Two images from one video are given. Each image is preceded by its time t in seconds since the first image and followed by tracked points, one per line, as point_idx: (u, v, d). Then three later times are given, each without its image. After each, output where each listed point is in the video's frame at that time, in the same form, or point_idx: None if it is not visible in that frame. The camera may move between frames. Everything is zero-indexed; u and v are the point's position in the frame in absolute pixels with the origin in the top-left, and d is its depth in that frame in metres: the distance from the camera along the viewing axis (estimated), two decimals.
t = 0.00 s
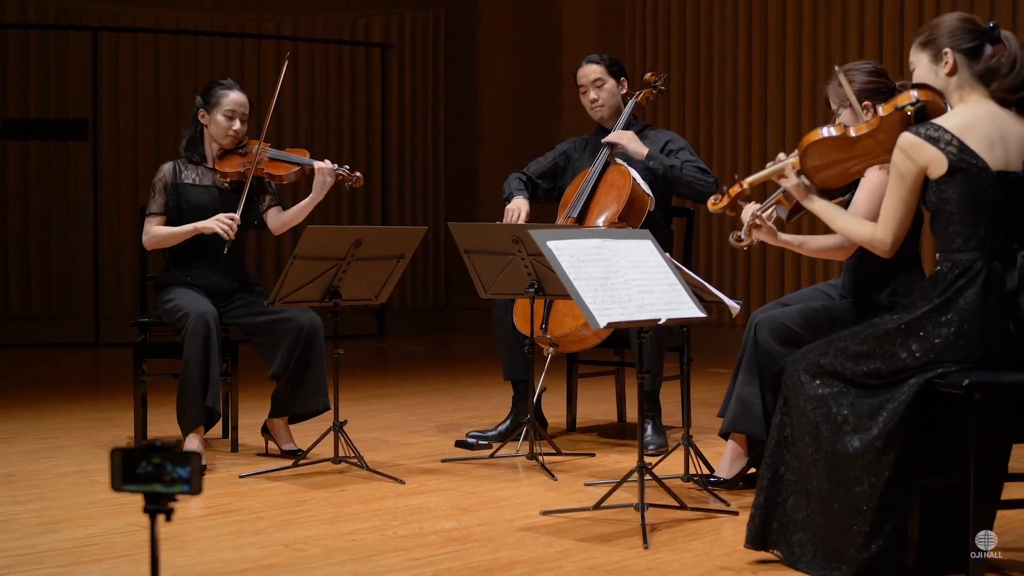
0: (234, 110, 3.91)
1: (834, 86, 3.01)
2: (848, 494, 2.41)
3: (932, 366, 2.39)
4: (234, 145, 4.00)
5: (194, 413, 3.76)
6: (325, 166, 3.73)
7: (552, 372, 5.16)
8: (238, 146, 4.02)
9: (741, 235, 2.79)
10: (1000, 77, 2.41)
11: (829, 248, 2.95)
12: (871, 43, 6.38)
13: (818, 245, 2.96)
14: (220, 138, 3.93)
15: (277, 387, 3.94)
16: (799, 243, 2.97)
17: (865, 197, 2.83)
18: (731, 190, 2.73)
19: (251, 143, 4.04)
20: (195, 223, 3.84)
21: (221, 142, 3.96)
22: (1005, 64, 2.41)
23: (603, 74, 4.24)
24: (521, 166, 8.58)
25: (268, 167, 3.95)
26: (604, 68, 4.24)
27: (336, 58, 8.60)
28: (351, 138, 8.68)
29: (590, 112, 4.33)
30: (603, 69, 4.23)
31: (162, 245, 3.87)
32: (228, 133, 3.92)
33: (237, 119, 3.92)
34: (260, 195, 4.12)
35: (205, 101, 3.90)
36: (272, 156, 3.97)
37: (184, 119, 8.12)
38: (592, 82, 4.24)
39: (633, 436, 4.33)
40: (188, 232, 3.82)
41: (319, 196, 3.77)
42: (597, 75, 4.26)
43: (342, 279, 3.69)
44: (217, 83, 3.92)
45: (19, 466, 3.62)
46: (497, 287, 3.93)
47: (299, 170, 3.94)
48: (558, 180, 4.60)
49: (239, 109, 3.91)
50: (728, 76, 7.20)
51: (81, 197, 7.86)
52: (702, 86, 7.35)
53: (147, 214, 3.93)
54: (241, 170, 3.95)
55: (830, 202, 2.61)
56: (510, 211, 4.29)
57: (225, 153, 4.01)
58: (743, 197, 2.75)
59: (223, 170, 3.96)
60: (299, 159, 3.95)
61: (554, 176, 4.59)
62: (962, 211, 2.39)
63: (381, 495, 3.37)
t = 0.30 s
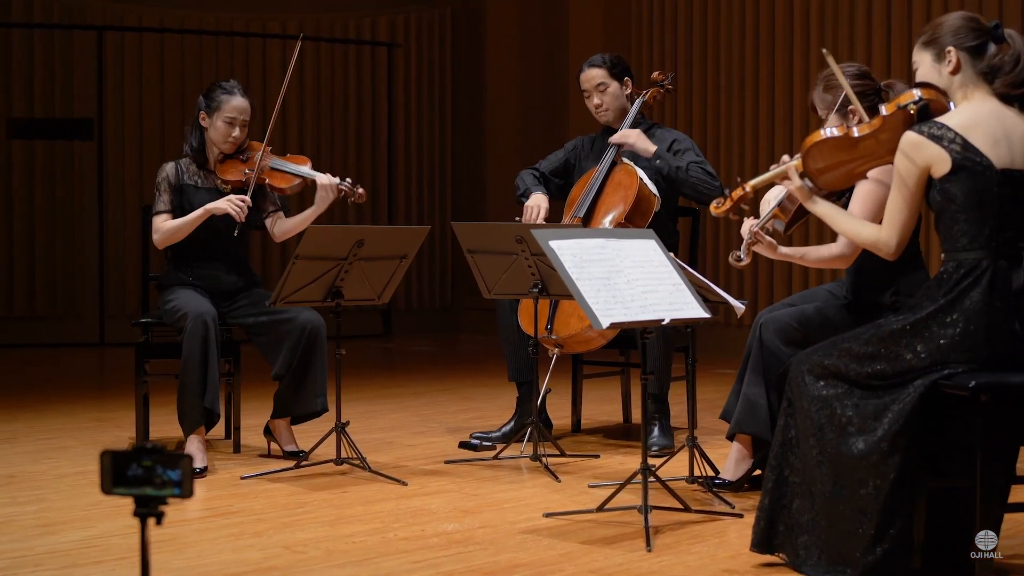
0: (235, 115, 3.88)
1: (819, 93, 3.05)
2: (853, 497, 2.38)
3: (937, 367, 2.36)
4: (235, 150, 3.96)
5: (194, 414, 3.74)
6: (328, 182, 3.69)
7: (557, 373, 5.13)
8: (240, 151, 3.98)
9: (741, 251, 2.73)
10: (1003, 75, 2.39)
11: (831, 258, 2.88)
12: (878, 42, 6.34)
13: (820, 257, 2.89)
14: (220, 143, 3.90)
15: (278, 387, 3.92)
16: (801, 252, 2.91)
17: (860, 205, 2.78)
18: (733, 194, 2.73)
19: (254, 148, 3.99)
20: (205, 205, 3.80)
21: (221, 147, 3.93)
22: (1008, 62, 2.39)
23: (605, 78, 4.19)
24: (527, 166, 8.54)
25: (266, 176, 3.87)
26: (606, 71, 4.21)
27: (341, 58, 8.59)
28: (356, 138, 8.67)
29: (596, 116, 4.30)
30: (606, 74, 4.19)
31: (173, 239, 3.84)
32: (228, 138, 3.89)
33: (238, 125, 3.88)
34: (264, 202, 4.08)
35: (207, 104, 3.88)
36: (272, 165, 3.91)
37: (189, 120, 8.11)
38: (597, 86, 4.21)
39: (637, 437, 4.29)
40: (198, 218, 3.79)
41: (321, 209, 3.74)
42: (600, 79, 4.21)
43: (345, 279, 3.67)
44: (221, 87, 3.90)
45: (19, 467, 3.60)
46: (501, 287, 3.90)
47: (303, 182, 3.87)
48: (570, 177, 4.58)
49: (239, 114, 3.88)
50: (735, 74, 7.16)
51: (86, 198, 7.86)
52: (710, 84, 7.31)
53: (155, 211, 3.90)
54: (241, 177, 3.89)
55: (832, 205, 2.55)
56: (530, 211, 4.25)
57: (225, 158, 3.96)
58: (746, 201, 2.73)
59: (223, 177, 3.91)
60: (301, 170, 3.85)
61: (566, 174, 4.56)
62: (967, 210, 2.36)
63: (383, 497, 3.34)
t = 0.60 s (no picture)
0: (245, 138, 3.78)
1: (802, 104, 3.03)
2: (859, 500, 2.34)
3: (944, 368, 2.33)
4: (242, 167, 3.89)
5: (198, 413, 3.70)
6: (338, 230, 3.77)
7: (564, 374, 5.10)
8: (248, 167, 3.91)
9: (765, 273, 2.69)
10: (1009, 74, 2.34)
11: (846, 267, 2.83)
12: (888, 39, 6.29)
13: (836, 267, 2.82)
14: (228, 161, 3.84)
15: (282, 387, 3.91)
16: (817, 265, 2.82)
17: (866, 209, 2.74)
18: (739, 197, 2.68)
19: (263, 166, 3.91)
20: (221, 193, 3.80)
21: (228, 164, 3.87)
22: (1015, 61, 2.34)
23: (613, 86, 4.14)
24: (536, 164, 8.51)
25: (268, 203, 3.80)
26: (616, 79, 4.14)
27: (349, 56, 8.58)
28: (364, 137, 8.65)
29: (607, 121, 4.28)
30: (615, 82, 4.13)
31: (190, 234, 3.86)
32: (235, 159, 3.82)
33: (246, 149, 3.80)
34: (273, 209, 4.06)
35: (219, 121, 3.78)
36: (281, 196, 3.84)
37: (197, 119, 8.11)
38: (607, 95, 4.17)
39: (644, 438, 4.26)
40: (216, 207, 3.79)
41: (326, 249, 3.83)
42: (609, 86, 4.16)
43: (348, 279, 3.64)
44: (234, 106, 3.78)
45: (21, 468, 3.59)
46: (506, 287, 3.87)
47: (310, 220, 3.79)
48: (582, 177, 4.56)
49: (249, 138, 3.78)
50: (743, 73, 7.12)
51: (93, 198, 7.87)
52: (718, 82, 7.27)
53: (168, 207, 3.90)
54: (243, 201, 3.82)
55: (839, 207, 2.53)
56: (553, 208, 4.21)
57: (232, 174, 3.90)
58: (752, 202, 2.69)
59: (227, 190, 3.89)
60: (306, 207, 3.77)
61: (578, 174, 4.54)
62: (972, 209, 2.32)
63: (386, 498, 3.32)
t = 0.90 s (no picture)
0: (252, 110, 3.80)
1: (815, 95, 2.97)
2: (860, 503, 2.31)
3: (946, 370, 2.30)
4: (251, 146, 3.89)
5: (200, 416, 3.66)
6: (348, 192, 3.66)
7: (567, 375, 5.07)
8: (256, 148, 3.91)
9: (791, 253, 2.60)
10: None
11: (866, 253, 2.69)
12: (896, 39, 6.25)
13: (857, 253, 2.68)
14: (238, 138, 3.83)
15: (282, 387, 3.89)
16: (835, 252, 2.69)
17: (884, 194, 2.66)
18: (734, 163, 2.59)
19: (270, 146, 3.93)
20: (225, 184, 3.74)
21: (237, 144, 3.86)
22: None
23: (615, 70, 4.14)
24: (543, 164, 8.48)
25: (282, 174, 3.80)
26: (617, 63, 4.15)
27: (355, 55, 8.56)
28: (370, 137, 8.63)
29: (601, 109, 4.25)
30: (616, 65, 4.13)
31: (195, 221, 3.79)
32: (246, 133, 3.81)
33: (254, 119, 3.81)
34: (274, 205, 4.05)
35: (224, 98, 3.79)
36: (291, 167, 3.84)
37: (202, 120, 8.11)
38: (604, 78, 4.15)
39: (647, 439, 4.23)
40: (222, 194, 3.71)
41: (332, 213, 3.73)
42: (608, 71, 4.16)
43: (348, 279, 3.62)
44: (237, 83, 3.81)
45: (19, 469, 3.58)
46: (507, 287, 3.85)
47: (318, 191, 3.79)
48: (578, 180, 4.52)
49: (257, 109, 3.80)
50: (750, 73, 7.08)
51: (98, 198, 7.87)
52: (725, 82, 7.24)
53: (175, 197, 3.83)
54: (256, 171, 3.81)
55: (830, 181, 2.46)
56: (538, 212, 4.17)
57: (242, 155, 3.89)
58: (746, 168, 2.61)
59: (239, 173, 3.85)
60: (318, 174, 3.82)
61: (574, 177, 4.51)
62: (972, 207, 2.30)
63: (386, 500, 3.30)
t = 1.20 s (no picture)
0: (245, 108, 3.81)
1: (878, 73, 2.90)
2: (854, 507, 2.27)
3: (942, 373, 2.27)
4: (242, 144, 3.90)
5: (196, 417, 3.64)
6: (337, 169, 3.60)
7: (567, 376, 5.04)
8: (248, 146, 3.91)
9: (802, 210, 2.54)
10: None
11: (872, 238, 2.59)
12: (900, 38, 6.20)
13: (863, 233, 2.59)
14: (229, 136, 3.83)
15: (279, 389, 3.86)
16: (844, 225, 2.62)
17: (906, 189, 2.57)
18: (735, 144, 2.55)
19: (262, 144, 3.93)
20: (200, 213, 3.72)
21: (230, 141, 3.86)
22: None
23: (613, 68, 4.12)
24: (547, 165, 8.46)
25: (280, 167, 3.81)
26: (615, 62, 4.13)
27: (358, 55, 8.55)
28: (373, 137, 8.62)
29: (598, 108, 4.20)
30: (614, 63, 4.12)
31: (167, 236, 3.76)
32: (239, 130, 3.82)
33: (246, 117, 3.82)
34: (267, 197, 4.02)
35: (217, 96, 3.81)
36: (281, 157, 3.83)
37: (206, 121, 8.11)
38: (602, 76, 4.12)
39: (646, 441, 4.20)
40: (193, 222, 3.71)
41: (328, 197, 3.65)
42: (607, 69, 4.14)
43: (344, 279, 3.60)
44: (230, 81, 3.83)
45: (13, 471, 3.56)
46: (505, 289, 3.81)
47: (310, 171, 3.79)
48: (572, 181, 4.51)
49: (249, 106, 3.82)
50: (754, 72, 7.04)
51: (101, 198, 7.87)
52: (729, 82, 7.19)
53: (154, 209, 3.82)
54: (248, 168, 3.82)
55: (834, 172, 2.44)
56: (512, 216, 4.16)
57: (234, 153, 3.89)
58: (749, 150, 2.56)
59: (231, 170, 3.83)
60: (309, 160, 3.80)
61: (567, 178, 4.50)
62: (976, 209, 2.26)
63: (380, 502, 3.28)
